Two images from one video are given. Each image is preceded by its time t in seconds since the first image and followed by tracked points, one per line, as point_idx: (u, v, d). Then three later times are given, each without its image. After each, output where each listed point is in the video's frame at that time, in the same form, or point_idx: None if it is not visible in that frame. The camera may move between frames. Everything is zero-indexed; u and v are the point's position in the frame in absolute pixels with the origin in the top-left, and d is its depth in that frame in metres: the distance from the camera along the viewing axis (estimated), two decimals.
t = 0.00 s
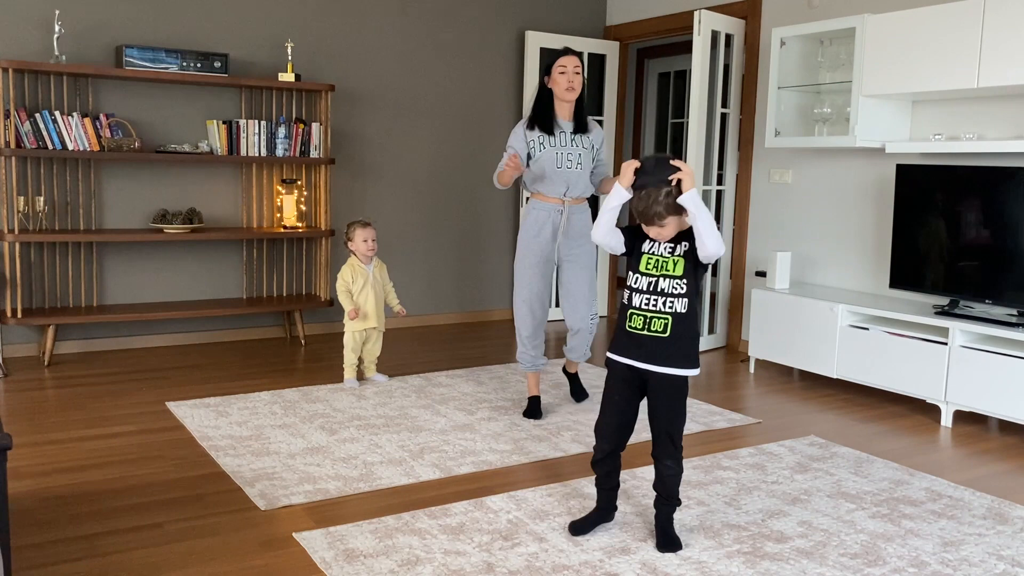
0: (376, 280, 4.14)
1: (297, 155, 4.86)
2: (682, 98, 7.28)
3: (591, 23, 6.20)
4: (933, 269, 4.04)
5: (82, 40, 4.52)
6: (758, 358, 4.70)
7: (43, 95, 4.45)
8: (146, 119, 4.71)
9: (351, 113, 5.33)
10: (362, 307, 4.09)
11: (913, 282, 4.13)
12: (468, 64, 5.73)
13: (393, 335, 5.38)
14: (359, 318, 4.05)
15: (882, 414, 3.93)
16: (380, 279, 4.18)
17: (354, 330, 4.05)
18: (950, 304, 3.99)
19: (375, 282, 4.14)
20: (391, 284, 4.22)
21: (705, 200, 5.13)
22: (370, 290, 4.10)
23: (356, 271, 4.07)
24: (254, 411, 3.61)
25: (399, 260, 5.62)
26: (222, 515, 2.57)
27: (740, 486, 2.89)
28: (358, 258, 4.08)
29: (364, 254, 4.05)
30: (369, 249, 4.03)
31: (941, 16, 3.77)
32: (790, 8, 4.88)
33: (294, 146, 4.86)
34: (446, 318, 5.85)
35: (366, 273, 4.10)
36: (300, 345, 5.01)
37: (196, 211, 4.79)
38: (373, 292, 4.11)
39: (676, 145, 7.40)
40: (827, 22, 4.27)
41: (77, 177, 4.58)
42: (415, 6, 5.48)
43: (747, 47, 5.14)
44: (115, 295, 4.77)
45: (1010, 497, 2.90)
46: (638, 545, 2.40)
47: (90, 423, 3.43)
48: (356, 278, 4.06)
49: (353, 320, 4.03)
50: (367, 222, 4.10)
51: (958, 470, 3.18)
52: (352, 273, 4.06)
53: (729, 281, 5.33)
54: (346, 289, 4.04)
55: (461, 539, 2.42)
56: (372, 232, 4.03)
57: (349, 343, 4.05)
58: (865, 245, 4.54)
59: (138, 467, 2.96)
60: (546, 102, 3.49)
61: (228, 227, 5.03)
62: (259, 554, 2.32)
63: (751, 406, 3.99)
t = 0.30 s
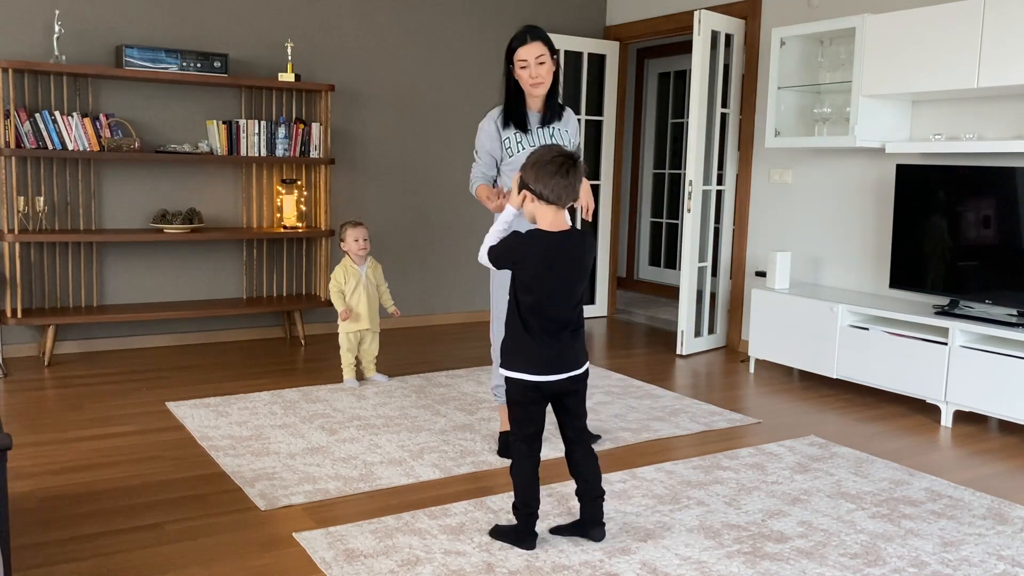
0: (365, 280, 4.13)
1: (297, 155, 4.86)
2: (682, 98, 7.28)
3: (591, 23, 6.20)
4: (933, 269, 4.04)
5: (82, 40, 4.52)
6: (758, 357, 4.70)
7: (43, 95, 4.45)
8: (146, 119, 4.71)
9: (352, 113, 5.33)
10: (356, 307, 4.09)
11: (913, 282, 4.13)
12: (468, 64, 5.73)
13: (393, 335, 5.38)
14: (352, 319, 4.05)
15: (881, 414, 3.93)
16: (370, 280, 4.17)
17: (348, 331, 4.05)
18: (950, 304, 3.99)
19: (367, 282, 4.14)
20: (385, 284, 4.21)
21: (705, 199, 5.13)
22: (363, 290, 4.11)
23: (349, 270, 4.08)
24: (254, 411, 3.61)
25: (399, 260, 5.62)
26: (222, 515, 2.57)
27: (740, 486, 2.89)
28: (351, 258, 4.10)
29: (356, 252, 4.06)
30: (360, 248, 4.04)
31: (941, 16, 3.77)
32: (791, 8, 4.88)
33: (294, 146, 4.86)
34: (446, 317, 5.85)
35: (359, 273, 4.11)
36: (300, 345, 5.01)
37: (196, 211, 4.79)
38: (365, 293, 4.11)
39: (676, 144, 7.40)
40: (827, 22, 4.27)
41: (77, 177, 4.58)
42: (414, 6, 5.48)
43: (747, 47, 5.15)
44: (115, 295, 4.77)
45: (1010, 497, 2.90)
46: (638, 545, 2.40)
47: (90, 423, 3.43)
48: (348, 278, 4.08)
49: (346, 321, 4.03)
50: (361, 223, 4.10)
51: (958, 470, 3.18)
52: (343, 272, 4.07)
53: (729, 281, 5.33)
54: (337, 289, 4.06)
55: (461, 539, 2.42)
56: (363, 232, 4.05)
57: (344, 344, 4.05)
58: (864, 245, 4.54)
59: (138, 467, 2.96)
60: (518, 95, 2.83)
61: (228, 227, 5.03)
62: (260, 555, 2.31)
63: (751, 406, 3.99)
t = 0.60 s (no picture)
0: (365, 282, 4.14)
1: (297, 155, 4.86)
2: (682, 97, 7.28)
3: (591, 23, 6.20)
4: (932, 269, 4.04)
5: (82, 41, 4.52)
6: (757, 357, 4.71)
7: (43, 95, 4.45)
8: (146, 119, 4.71)
9: (352, 113, 5.33)
10: (352, 308, 4.08)
11: (913, 282, 4.13)
12: (468, 64, 5.73)
13: (393, 335, 5.38)
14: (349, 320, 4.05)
15: (881, 414, 3.93)
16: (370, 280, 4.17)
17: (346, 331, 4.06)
18: (950, 304, 3.99)
19: (365, 283, 4.13)
20: (381, 284, 4.21)
21: (705, 199, 5.13)
22: (359, 291, 4.10)
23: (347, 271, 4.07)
24: (254, 411, 3.61)
25: (399, 260, 5.62)
26: (222, 515, 2.57)
27: (740, 486, 2.89)
28: (349, 258, 4.08)
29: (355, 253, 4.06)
30: (360, 248, 4.04)
31: (941, 16, 3.77)
32: (791, 8, 4.88)
33: (294, 146, 4.86)
34: (446, 318, 5.85)
35: (357, 273, 4.09)
36: (300, 345, 5.00)
37: (196, 210, 4.79)
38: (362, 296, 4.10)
39: (676, 144, 7.40)
40: (827, 22, 4.27)
41: (77, 177, 4.58)
42: (415, 6, 5.49)
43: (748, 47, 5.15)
44: (115, 295, 4.77)
45: (1010, 497, 2.90)
46: (638, 545, 2.40)
47: (90, 423, 3.43)
48: (346, 278, 4.06)
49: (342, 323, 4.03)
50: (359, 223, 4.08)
51: (958, 470, 3.18)
52: (342, 271, 4.06)
53: (729, 281, 5.33)
54: (335, 290, 4.05)
55: (461, 539, 2.42)
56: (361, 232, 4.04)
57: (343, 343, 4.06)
58: (864, 244, 4.54)
59: (139, 467, 2.96)
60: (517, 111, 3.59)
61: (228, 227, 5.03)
62: (259, 555, 2.31)
63: (751, 406, 3.99)
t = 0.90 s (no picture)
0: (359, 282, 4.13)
1: (297, 155, 4.86)
2: (682, 97, 7.28)
3: (591, 23, 6.20)
4: (932, 269, 4.04)
5: (82, 41, 4.52)
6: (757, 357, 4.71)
7: (43, 95, 4.45)
8: (146, 119, 4.71)
9: (351, 113, 5.33)
10: (348, 310, 4.08)
11: (913, 282, 4.13)
12: (468, 64, 5.73)
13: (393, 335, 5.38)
14: (344, 323, 4.04)
15: (882, 414, 3.93)
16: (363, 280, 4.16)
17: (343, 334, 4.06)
18: (950, 304, 3.99)
19: (358, 285, 4.11)
20: (375, 286, 4.21)
21: (705, 200, 5.13)
22: (354, 292, 4.09)
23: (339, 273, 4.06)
24: (254, 411, 3.61)
25: (400, 260, 5.62)
26: (222, 515, 2.57)
27: (740, 486, 2.89)
28: (342, 260, 4.08)
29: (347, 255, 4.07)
30: (352, 250, 4.04)
31: (940, 16, 3.77)
32: (791, 8, 4.88)
33: (294, 146, 4.86)
34: (446, 318, 5.85)
35: (351, 275, 4.08)
36: (300, 345, 5.01)
37: (196, 211, 4.79)
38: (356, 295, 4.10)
39: (676, 144, 7.40)
40: (827, 22, 4.27)
41: (77, 177, 4.58)
42: (415, 6, 5.48)
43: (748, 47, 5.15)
44: (115, 295, 4.77)
45: (1010, 497, 2.90)
46: (638, 545, 2.40)
47: (90, 423, 3.43)
48: (340, 281, 4.05)
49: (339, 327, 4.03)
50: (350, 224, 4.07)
51: (958, 469, 3.18)
52: (335, 275, 4.05)
53: (729, 282, 5.33)
54: (329, 293, 4.04)
55: (461, 539, 2.42)
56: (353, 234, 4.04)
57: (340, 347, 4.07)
58: (864, 244, 4.54)
59: (139, 467, 2.96)
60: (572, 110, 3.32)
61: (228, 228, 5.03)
62: (260, 555, 2.31)
63: (751, 406, 3.99)
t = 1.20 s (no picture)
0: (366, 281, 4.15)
1: (297, 155, 4.86)
2: (682, 97, 7.28)
3: (591, 23, 6.20)
4: (932, 269, 4.04)
5: (81, 41, 4.52)
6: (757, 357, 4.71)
7: (43, 95, 4.45)
8: (145, 118, 4.71)
9: (351, 113, 5.33)
10: (357, 308, 4.09)
11: (912, 282, 4.13)
12: (468, 64, 5.73)
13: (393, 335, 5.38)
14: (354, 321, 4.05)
15: (882, 414, 3.93)
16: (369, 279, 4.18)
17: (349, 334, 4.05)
18: (950, 304, 3.99)
19: (368, 283, 4.15)
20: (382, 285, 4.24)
21: (705, 200, 5.13)
22: (364, 291, 4.11)
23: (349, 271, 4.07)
24: (254, 411, 3.61)
25: (400, 260, 5.62)
26: (222, 515, 2.57)
27: (740, 486, 2.89)
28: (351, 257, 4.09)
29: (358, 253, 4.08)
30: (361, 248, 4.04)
31: (940, 17, 3.77)
32: (791, 8, 4.88)
33: (294, 146, 4.86)
34: (446, 318, 5.85)
35: (361, 273, 4.10)
36: (300, 345, 5.00)
37: (196, 211, 4.79)
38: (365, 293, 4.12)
39: (676, 144, 7.40)
40: (827, 22, 4.27)
41: (77, 177, 4.58)
42: (414, 6, 5.48)
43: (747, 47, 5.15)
44: (115, 295, 4.78)
45: (1010, 497, 2.90)
46: (638, 545, 2.40)
47: (90, 424, 3.43)
48: (351, 279, 4.07)
49: (349, 324, 4.03)
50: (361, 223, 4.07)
51: (958, 470, 3.18)
52: (346, 271, 4.05)
53: (729, 281, 5.33)
54: (341, 290, 4.04)
55: (461, 539, 2.42)
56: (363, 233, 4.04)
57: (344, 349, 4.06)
58: (864, 244, 4.54)
59: (139, 467, 2.96)
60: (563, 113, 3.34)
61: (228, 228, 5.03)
62: (259, 555, 2.31)
63: (751, 406, 3.99)
